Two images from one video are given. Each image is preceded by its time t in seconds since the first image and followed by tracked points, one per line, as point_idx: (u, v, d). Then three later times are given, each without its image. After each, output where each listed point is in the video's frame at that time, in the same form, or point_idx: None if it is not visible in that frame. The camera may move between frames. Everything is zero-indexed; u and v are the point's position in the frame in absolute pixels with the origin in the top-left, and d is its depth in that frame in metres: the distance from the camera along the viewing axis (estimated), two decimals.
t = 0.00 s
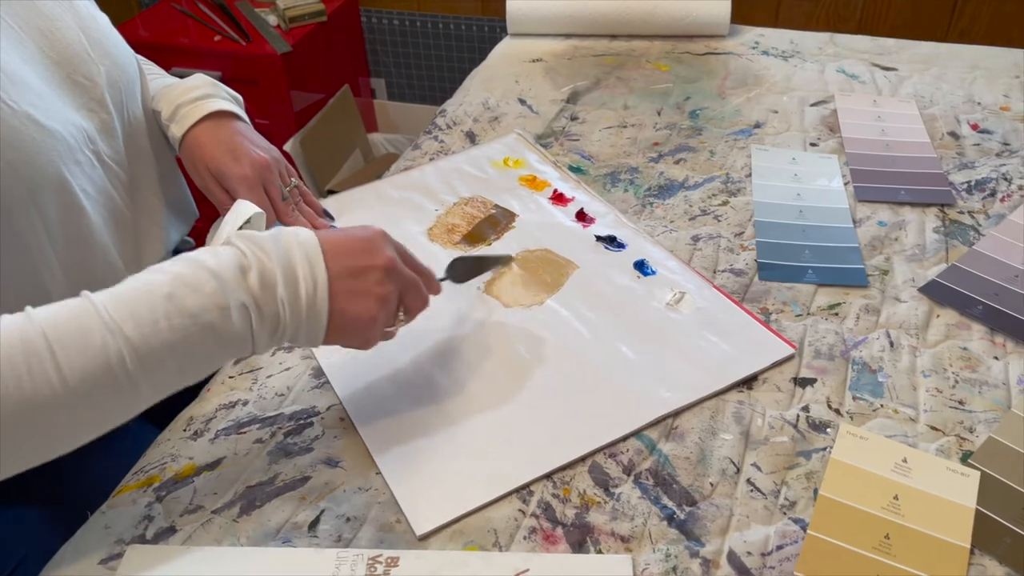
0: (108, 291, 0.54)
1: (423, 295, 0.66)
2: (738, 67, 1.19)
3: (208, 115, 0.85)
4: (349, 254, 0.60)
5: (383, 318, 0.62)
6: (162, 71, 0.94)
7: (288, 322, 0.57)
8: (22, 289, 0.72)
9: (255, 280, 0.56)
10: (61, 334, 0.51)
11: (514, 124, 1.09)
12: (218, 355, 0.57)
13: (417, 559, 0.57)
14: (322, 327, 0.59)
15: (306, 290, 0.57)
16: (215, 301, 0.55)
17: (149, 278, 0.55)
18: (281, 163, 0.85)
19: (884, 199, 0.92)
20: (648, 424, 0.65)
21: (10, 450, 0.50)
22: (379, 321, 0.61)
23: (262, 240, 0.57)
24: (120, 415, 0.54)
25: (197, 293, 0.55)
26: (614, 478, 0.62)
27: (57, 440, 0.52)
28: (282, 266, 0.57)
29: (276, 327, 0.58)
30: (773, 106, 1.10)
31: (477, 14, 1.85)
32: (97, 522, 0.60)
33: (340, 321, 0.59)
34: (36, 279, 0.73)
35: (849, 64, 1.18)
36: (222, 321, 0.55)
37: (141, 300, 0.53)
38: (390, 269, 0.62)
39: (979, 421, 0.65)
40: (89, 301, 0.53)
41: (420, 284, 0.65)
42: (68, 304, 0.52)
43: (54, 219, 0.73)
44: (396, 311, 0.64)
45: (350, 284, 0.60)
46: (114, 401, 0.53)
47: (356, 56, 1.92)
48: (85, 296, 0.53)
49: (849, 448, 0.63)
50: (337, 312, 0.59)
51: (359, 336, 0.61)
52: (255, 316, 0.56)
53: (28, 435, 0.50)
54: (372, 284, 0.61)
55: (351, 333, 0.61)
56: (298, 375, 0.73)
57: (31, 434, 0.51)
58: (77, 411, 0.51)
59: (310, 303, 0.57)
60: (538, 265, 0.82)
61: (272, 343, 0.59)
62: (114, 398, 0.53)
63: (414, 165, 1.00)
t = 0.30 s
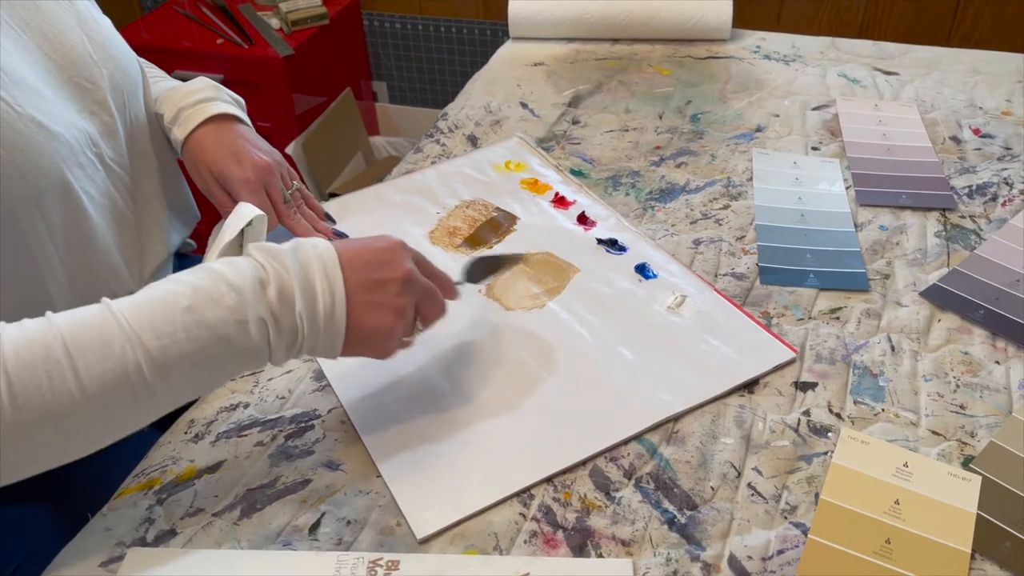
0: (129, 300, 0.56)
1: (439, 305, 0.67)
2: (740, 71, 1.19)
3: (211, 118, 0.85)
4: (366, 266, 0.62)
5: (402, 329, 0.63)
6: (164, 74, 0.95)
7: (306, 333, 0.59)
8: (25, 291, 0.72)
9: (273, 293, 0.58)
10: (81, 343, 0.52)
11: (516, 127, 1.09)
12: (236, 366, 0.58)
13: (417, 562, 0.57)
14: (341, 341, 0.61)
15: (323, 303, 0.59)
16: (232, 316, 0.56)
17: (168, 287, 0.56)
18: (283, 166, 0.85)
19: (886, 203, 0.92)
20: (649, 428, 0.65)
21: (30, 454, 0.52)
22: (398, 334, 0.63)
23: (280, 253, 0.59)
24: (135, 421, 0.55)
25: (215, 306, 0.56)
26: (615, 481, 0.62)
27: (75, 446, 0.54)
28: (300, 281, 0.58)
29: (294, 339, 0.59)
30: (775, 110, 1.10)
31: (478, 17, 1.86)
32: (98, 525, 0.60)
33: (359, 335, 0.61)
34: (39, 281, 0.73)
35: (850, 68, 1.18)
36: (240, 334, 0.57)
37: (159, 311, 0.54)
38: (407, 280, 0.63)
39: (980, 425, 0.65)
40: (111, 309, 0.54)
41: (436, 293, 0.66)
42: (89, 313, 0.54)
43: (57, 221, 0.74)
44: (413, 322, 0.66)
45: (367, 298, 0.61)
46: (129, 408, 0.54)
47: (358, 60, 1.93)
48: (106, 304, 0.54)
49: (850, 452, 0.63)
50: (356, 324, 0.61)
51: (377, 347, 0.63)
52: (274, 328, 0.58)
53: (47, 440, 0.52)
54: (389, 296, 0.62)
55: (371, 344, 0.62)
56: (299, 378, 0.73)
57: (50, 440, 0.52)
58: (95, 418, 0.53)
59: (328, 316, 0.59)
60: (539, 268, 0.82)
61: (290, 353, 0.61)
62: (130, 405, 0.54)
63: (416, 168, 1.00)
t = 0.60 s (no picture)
0: (148, 302, 0.56)
1: (456, 310, 0.67)
2: (741, 75, 1.19)
3: (212, 121, 0.85)
4: (382, 270, 0.61)
5: (417, 332, 0.63)
6: (166, 78, 0.95)
7: (321, 340, 0.59)
8: (25, 294, 0.72)
9: (289, 300, 0.58)
10: (99, 346, 0.53)
11: (518, 131, 1.09)
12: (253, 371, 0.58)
13: (418, 565, 0.56)
14: (355, 347, 0.61)
15: (338, 312, 0.59)
16: (248, 322, 0.57)
17: (186, 292, 0.57)
18: (284, 168, 0.86)
19: (887, 207, 0.92)
20: (651, 431, 0.65)
21: (48, 454, 0.53)
22: (413, 341, 0.63)
23: (295, 260, 0.59)
24: (152, 421, 0.56)
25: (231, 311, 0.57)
26: (616, 485, 0.62)
27: (92, 444, 0.54)
28: (316, 287, 0.59)
29: (308, 346, 0.60)
30: (776, 114, 1.10)
31: (480, 21, 1.86)
32: (99, 527, 0.60)
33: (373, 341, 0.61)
34: (39, 284, 0.73)
35: (852, 73, 1.18)
36: (256, 341, 0.57)
37: (177, 314, 0.55)
38: (424, 286, 0.63)
39: (982, 430, 0.65)
40: (130, 312, 0.55)
41: (451, 297, 0.66)
42: (108, 316, 0.55)
43: (58, 224, 0.74)
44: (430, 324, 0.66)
45: (383, 305, 0.61)
46: (147, 409, 0.55)
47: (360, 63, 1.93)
48: (126, 308, 0.55)
49: (852, 456, 0.63)
50: (370, 331, 0.61)
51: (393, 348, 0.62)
52: (290, 334, 0.58)
53: (66, 440, 0.53)
54: (405, 303, 0.62)
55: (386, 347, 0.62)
56: (300, 381, 0.73)
57: (68, 439, 0.53)
58: (112, 419, 0.54)
59: (343, 324, 0.59)
60: (541, 272, 0.82)
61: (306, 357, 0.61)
62: (147, 404, 0.55)
63: (418, 171, 1.00)
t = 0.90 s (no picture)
0: (166, 309, 0.57)
1: (472, 319, 0.67)
2: (741, 80, 1.19)
3: (214, 125, 0.85)
4: (395, 281, 0.62)
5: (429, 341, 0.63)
6: (166, 82, 0.95)
7: (332, 349, 0.60)
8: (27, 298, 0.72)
9: (303, 309, 0.59)
10: (117, 351, 0.53)
11: (519, 135, 1.09)
12: (267, 378, 0.59)
13: (418, 569, 0.56)
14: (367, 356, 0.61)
15: (350, 324, 0.60)
16: (263, 329, 0.57)
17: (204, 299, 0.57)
18: (286, 171, 0.86)
19: (888, 212, 0.92)
20: (651, 435, 0.65)
21: (65, 455, 0.53)
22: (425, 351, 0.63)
23: (310, 270, 0.60)
24: (166, 426, 0.56)
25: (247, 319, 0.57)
26: (616, 489, 0.62)
27: (106, 447, 0.55)
28: (328, 297, 0.59)
29: (320, 354, 0.60)
30: (777, 118, 1.10)
31: (481, 25, 1.87)
32: (99, 530, 0.60)
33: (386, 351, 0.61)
34: (41, 287, 0.73)
35: (852, 78, 1.19)
36: (270, 348, 0.58)
37: (195, 322, 0.56)
38: (437, 296, 0.63)
39: (982, 434, 0.65)
40: (148, 319, 0.55)
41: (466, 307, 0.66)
42: (127, 321, 0.55)
43: (60, 228, 0.74)
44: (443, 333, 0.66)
45: (396, 316, 0.61)
46: (162, 412, 0.55)
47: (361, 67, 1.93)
48: (144, 314, 0.56)
49: (851, 460, 0.63)
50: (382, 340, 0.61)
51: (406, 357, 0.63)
52: (302, 342, 0.59)
53: (81, 441, 0.53)
54: (416, 313, 0.62)
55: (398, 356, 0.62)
56: (301, 384, 0.73)
57: (83, 443, 0.53)
58: (127, 423, 0.54)
59: (354, 333, 0.60)
60: (541, 275, 0.82)
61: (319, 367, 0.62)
62: (161, 409, 0.55)
63: (419, 175, 1.00)
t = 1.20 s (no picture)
0: (144, 318, 0.57)
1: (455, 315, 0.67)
2: (741, 85, 1.20)
3: (215, 129, 0.86)
4: (371, 288, 0.62)
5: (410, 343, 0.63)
6: (168, 87, 0.95)
7: (310, 357, 0.60)
8: (28, 303, 0.73)
9: (279, 318, 0.59)
10: (95, 361, 0.54)
11: (519, 140, 1.09)
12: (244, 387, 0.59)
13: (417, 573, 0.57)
14: (347, 361, 0.61)
15: (326, 331, 0.60)
16: (241, 337, 0.57)
17: (181, 308, 0.58)
18: (286, 175, 0.86)
19: (887, 217, 0.92)
20: (650, 440, 0.65)
21: (43, 465, 0.54)
22: (406, 351, 0.63)
23: (286, 277, 0.60)
24: (146, 436, 0.57)
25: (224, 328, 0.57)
26: (615, 493, 0.62)
27: (85, 460, 0.55)
28: (305, 306, 0.59)
29: (299, 363, 0.60)
30: (776, 124, 1.10)
31: (481, 30, 1.87)
32: (100, 534, 0.61)
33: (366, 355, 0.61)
34: (43, 292, 0.74)
35: (852, 83, 1.19)
36: (249, 356, 0.58)
37: (172, 331, 0.56)
38: (414, 297, 0.63)
39: (981, 440, 0.65)
40: (126, 329, 0.56)
41: (448, 304, 0.66)
42: (105, 332, 0.56)
43: (61, 233, 0.74)
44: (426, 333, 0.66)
45: (372, 319, 0.61)
46: (140, 423, 0.56)
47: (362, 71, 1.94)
48: (121, 324, 0.56)
49: (850, 465, 0.63)
50: (360, 345, 0.61)
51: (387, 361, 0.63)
52: (279, 350, 0.59)
53: (61, 453, 0.54)
54: (393, 315, 0.62)
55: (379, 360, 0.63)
56: (301, 388, 0.73)
57: (60, 453, 0.54)
58: (106, 432, 0.54)
59: (331, 338, 0.60)
60: (542, 280, 0.82)
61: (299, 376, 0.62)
62: (141, 419, 0.55)
63: (419, 180, 1.00)
